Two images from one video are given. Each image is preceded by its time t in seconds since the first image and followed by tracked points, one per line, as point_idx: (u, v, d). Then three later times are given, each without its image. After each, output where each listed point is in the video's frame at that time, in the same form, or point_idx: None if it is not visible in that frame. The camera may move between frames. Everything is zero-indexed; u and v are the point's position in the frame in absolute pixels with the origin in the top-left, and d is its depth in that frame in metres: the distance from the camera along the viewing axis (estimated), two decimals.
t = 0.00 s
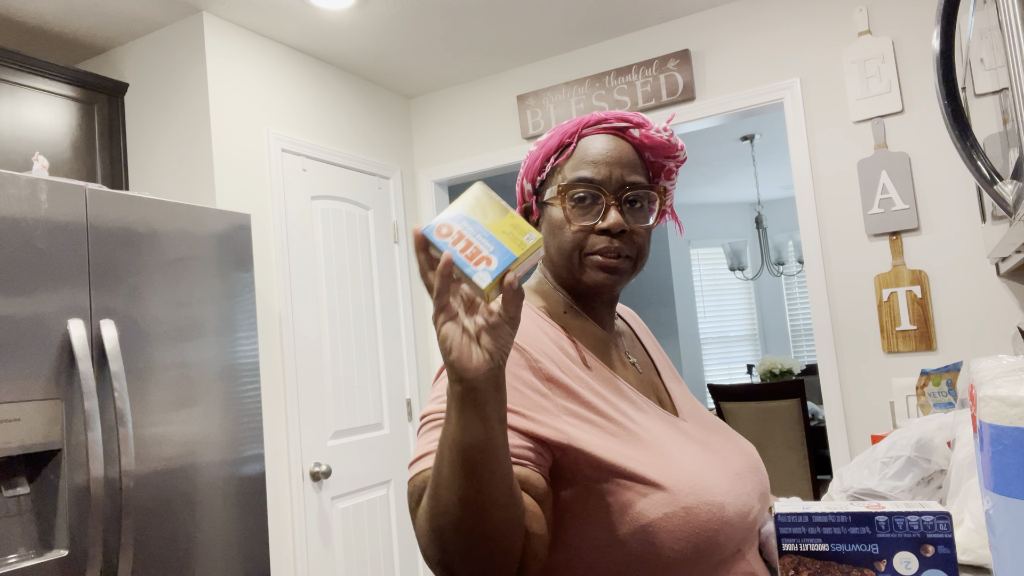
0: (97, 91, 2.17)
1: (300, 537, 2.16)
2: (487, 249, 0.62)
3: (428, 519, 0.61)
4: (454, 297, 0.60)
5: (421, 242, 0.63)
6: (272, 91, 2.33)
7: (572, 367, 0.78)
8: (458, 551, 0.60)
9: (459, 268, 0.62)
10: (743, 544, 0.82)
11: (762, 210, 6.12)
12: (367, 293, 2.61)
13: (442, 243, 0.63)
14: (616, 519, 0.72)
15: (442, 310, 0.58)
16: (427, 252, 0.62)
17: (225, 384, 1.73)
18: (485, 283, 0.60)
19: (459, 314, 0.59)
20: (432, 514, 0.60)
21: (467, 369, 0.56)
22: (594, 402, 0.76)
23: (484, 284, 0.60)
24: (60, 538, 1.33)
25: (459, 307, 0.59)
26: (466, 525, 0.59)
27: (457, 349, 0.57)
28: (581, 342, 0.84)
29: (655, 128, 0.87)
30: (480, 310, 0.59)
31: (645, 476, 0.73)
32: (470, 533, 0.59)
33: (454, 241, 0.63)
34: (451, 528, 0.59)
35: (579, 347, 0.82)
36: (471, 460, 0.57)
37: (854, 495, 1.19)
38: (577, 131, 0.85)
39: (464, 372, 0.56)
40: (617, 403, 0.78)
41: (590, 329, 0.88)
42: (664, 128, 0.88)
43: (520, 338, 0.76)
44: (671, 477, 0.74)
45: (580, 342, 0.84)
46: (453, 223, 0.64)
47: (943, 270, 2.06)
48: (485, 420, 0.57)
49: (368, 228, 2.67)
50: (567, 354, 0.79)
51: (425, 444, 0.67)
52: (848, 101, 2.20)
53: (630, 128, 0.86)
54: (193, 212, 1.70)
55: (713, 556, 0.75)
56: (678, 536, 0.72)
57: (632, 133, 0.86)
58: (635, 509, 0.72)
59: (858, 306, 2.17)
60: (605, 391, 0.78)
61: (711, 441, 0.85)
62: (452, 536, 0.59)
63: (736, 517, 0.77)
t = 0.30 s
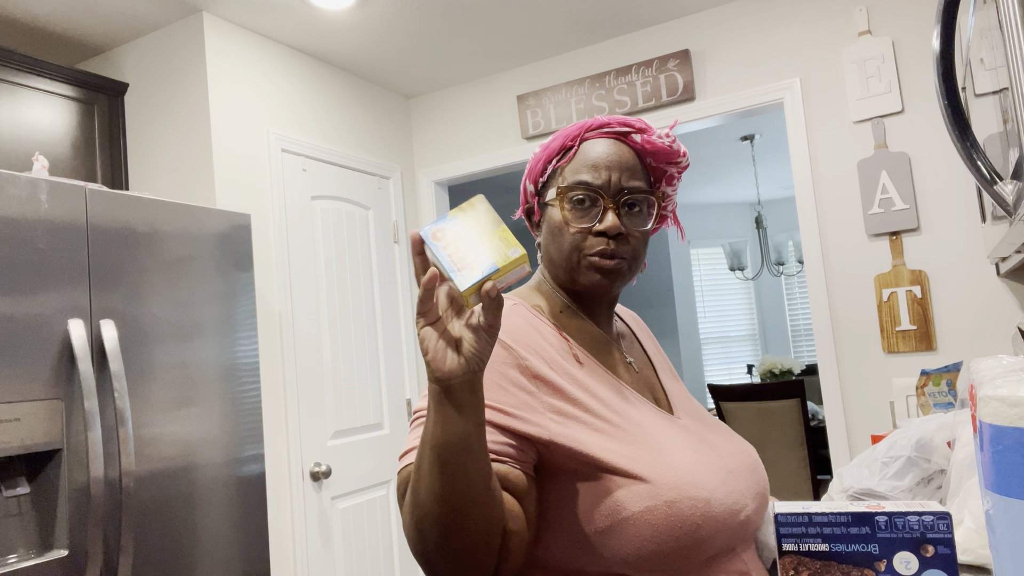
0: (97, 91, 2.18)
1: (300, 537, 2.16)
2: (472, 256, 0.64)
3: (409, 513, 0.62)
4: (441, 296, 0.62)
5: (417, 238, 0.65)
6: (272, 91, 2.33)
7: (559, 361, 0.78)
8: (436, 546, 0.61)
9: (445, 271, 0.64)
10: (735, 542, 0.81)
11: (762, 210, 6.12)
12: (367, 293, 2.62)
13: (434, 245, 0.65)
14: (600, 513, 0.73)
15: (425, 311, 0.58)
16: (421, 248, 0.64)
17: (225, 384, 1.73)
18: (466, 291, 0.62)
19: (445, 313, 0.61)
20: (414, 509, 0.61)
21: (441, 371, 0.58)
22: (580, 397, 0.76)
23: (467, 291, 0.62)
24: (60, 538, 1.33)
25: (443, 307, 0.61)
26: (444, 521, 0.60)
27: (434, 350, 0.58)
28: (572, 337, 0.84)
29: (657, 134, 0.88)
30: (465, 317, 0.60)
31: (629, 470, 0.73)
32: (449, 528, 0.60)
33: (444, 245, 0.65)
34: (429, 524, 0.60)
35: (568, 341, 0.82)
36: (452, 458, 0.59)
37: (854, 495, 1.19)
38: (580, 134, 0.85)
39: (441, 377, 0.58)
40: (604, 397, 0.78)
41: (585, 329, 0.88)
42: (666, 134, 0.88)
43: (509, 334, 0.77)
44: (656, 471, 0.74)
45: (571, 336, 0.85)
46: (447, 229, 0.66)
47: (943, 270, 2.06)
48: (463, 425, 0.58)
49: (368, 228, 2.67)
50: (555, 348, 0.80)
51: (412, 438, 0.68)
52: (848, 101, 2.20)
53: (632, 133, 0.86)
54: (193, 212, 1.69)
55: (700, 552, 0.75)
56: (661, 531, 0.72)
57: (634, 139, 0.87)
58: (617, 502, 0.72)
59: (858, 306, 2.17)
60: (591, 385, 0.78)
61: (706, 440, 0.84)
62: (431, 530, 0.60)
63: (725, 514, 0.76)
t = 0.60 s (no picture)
0: (97, 91, 2.18)
1: (300, 536, 2.16)
2: (469, 257, 0.61)
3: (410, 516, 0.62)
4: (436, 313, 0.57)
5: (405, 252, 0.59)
6: (272, 91, 2.33)
7: (558, 362, 0.78)
8: (439, 548, 0.61)
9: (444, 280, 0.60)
10: (731, 543, 0.81)
11: (762, 210, 6.12)
12: (367, 293, 2.62)
13: (427, 255, 0.59)
14: (598, 514, 0.73)
15: (421, 326, 0.55)
16: (411, 263, 0.59)
17: (225, 384, 1.73)
18: (469, 295, 0.60)
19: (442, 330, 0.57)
20: (416, 513, 0.61)
21: (450, 376, 0.56)
22: (577, 397, 0.76)
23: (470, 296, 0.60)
24: (60, 538, 1.33)
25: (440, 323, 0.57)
26: (448, 524, 0.60)
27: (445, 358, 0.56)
28: (569, 338, 0.85)
29: (658, 137, 0.88)
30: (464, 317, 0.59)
31: (627, 471, 0.73)
32: (452, 530, 0.60)
33: (439, 252, 0.60)
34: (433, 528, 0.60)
35: (566, 342, 0.82)
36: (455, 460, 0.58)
37: (854, 495, 1.19)
38: (581, 135, 0.85)
39: (449, 379, 0.57)
40: (603, 398, 0.78)
41: (583, 330, 0.88)
42: (667, 137, 0.88)
43: (508, 335, 0.77)
44: (653, 472, 0.74)
45: (568, 337, 0.85)
46: (435, 232, 0.60)
47: (943, 270, 2.06)
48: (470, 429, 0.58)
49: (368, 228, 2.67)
50: (553, 348, 0.80)
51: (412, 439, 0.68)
52: (848, 101, 2.20)
53: (633, 136, 0.86)
54: (193, 212, 1.69)
55: (697, 552, 0.75)
56: (658, 531, 0.72)
57: (635, 142, 0.87)
58: (615, 503, 0.73)
59: (858, 306, 2.17)
60: (590, 385, 0.78)
61: (704, 441, 0.84)
62: (435, 534, 0.60)
63: (722, 514, 0.76)
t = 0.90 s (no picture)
0: (97, 91, 2.18)
1: (300, 536, 2.16)
2: (496, 259, 0.59)
3: (424, 525, 0.61)
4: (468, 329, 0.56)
5: (439, 275, 0.55)
6: (271, 91, 2.33)
7: (560, 366, 0.78)
8: (455, 555, 0.60)
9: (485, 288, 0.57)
10: (730, 542, 0.81)
11: (762, 210, 6.12)
12: (367, 293, 2.61)
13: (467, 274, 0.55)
14: (604, 517, 0.73)
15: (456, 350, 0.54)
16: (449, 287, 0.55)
17: (225, 384, 1.73)
18: (513, 294, 0.59)
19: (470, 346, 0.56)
20: (432, 522, 0.60)
21: (472, 384, 0.56)
22: (582, 401, 0.76)
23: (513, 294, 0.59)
24: (60, 538, 1.33)
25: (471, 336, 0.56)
26: (466, 531, 0.59)
27: (478, 367, 0.56)
28: (569, 341, 0.84)
29: (663, 142, 0.89)
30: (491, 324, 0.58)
31: (633, 474, 0.73)
32: (469, 537, 0.59)
33: (471, 266, 0.56)
34: (449, 536, 0.59)
35: (567, 346, 0.82)
36: (475, 467, 0.58)
37: (855, 495, 1.19)
38: (588, 136, 0.85)
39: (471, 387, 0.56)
40: (605, 401, 0.78)
41: (582, 332, 0.88)
42: (671, 143, 0.89)
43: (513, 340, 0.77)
44: (658, 474, 0.74)
45: (568, 341, 0.85)
46: (461, 248, 0.56)
47: (943, 270, 2.06)
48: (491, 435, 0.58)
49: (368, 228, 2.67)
50: (555, 353, 0.80)
51: (416, 446, 0.67)
52: (848, 101, 2.20)
53: (639, 139, 0.87)
54: (193, 212, 1.69)
55: (699, 552, 0.75)
56: (664, 532, 0.72)
57: (641, 145, 0.87)
58: (618, 506, 0.73)
59: (858, 306, 2.17)
60: (593, 389, 0.78)
61: (704, 442, 0.85)
62: (451, 541, 0.59)
63: (723, 514, 0.77)
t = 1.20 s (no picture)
0: (97, 91, 2.18)
1: (300, 536, 2.16)
2: (509, 267, 0.58)
3: (430, 529, 0.60)
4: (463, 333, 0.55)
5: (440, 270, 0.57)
6: (271, 92, 2.33)
7: (563, 368, 0.78)
8: (464, 560, 0.60)
9: (486, 295, 0.57)
10: (728, 542, 0.82)
11: (762, 210, 6.12)
12: (367, 293, 2.61)
13: (463, 272, 0.57)
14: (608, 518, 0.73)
15: (452, 338, 0.54)
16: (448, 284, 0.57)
17: (225, 384, 1.73)
18: (515, 305, 0.57)
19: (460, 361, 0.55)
20: (439, 526, 0.59)
21: (480, 389, 0.55)
22: (584, 403, 0.76)
23: (514, 307, 0.58)
24: (60, 538, 1.33)
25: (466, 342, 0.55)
26: (474, 534, 0.59)
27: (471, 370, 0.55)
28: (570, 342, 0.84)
29: (675, 150, 0.90)
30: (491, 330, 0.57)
31: (637, 476, 0.73)
32: (477, 540, 0.59)
33: (476, 267, 0.57)
34: (457, 540, 0.59)
35: (568, 346, 0.82)
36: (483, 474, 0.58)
37: (854, 495, 1.19)
38: (605, 138, 0.84)
39: (480, 390, 0.55)
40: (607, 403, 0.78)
41: (582, 333, 0.89)
42: (681, 151, 0.91)
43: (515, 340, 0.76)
44: (661, 475, 0.74)
45: (569, 341, 0.84)
46: (468, 248, 0.57)
47: (943, 270, 2.06)
48: (497, 438, 0.57)
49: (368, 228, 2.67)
50: (556, 353, 0.80)
51: (419, 448, 0.67)
52: (848, 101, 2.20)
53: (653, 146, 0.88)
54: (193, 212, 1.69)
55: (700, 554, 0.75)
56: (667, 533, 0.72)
57: (654, 151, 0.89)
58: (621, 508, 0.73)
59: (858, 306, 2.17)
60: (595, 390, 0.78)
61: (703, 444, 0.85)
62: (460, 545, 0.59)
63: (724, 515, 0.77)
